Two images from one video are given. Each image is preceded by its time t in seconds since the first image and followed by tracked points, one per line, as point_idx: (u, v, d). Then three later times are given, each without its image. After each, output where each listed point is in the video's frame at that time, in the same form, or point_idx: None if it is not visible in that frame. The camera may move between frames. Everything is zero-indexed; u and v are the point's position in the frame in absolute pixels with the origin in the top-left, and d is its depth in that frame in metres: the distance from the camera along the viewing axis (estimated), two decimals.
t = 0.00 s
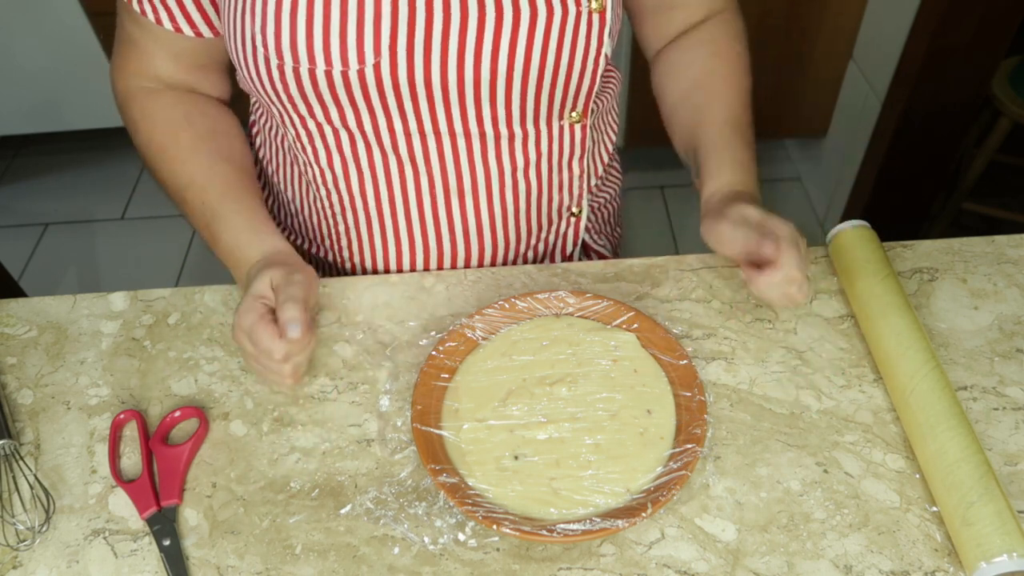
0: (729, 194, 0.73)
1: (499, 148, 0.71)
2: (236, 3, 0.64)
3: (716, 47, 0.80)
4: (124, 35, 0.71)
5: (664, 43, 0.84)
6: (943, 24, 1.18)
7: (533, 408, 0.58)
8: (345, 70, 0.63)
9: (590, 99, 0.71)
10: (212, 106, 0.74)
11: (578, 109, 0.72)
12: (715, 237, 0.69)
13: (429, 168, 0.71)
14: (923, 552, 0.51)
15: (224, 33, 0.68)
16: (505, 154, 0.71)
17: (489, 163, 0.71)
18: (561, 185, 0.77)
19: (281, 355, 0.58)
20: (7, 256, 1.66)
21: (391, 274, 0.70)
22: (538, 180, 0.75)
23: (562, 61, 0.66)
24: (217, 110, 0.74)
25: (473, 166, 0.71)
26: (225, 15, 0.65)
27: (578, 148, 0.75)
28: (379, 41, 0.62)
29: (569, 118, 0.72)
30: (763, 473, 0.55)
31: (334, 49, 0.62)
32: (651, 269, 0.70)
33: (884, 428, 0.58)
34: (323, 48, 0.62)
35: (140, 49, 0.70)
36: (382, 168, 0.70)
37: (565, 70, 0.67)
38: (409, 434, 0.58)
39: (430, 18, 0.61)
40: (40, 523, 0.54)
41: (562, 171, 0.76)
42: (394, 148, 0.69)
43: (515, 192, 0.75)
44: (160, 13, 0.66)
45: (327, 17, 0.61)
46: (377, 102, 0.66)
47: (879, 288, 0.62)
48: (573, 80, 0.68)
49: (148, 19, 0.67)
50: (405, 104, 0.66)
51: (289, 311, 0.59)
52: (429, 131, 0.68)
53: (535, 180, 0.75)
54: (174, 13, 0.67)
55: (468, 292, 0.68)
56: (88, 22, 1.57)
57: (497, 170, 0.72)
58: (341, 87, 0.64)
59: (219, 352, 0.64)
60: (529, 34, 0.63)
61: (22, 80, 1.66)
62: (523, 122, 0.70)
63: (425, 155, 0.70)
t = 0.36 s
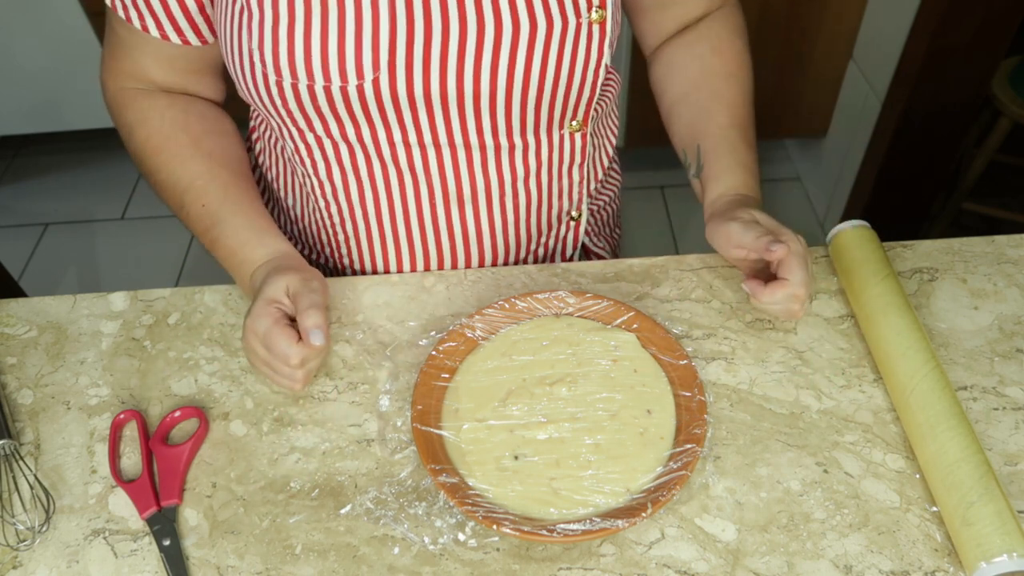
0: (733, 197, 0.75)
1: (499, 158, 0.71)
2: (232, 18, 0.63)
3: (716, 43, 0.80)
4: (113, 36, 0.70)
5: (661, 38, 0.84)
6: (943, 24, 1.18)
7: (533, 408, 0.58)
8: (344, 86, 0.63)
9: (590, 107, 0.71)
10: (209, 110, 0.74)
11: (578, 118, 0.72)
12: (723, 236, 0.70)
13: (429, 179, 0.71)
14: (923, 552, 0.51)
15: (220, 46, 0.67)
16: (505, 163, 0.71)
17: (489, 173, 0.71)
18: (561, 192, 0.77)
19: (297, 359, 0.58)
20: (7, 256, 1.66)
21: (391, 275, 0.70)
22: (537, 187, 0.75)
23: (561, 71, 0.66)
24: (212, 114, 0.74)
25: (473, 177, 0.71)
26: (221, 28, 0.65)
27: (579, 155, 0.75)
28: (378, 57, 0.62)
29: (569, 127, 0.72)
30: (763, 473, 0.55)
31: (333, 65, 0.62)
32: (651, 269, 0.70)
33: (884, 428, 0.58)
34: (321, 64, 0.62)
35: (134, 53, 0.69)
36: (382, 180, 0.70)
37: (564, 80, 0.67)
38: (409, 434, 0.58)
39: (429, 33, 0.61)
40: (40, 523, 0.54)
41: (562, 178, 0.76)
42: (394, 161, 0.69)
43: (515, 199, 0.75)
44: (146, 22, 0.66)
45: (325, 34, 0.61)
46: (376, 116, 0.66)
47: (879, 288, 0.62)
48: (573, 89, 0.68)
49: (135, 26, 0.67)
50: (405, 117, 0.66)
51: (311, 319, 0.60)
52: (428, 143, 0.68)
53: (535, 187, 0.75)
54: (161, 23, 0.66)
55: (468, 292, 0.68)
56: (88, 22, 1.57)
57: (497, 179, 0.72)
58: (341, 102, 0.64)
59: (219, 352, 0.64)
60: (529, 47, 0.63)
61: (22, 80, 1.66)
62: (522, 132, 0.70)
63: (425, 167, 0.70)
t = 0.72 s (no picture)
0: (736, 196, 0.75)
1: (499, 152, 0.71)
2: (230, 13, 0.63)
3: (721, 41, 0.80)
4: (109, 33, 0.69)
5: (667, 35, 0.84)
6: (943, 25, 1.18)
7: (533, 408, 0.58)
8: (343, 80, 0.63)
9: (590, 103, 0.71)
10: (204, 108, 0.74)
11: (578, 112, 0.72)
12: (723, 237, 0.70)
13: (429, 174, 0.70)
14: (923, 552, 0.51)
15: (219, 41, 0.67)
16: (505, 158, 0.71)
17: (489, 168, 0.71)
18: (561, 187, 0.77)
19: (303, 360, 0.58)
20: (7, 256, 1.66)
21: (391, 275, 0.70)
22: (537, 183, 0.75)
23: (562, 66, 0.66)
24: (210, 112, 0.74)
25: (473, 171, 0.71)
26: (219, 23, 0.65)
27: (579, 149, 0.75)
28: (378, 52, 0.62)
29: (569, 122, 0.72)
30: (763, 473, 0.55)
31: (332, 60, 0.62)
32: (651, 269, 0.70)
33: (884, 428, 0.58)
34: (321, 59, 0.62)
35: (134, 51, 0.69)
36: (382, 174, 0.70)
37: (565, 75, 0.67)
38: (409, 434, 0.58)
39: (428, 27, 0.61)
40: (40, 523, 0.54)
41: (562, 173, 0.76)
42: (393, 155, 0.69)
43: (515, 195, 0.75)
44: (139, 13, 0.66)
45: (324, 29, 0.61)
46: (375, 110, 0.65)
47: (879, 288, 0.62)
48: (574, 85, 0.68)
49: (128, 18, 0.66)
50: (405, 113, 0.66)
51: (317, 319, 0.59)
52: (428, 137, 0.68)
53: (536, 182, 0.75)
54: (154, 14, 0.66)
55: (468, 292, 0.68)
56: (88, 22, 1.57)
57: (497, 174, 0.72)
58: (340, 97, 0.64)
59: (219, 352, 0.64)
60: (529, 42, 0.63)
61: (22, 80, 1.66)
62: (522, 126, 0.70)
63: (425, 161, 0.70)
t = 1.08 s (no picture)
0: (738, 194, 0.74)
1: (501, 151, 0.71)
2: (234, 11, 0.63)
3: (719, 41, 0.80)
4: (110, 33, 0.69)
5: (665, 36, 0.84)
6: (942, 25, 1.19)
7: (533, 409, 0.58)
8: (347, 79, 0.63)
9: (591, 102, 0.72)
10: (203, 105, 0.73)
11: (579, 110, 0.72)
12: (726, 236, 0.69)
13: (431, 172, 0.71)
14: (923, 552, 0.51)
15: (221, 38, 0.67)
16: (507, 157, 0.71)
17: (491, 168, 0.71)
18: (562, 186, 0.77)
19: (298, 360, 0.58)
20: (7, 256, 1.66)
21: (391, 275, 0.70)
22: (539, 182, 0.75)
23: (565, 67, 0.66)
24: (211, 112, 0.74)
25: (475, 170, 0.71)
26: (222, 20, 0.65)
27: (580, 148, 0.75)
28: (382, 52, 0.62)
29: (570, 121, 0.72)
30: (763, 473, 0.55)
31: (336, 59, 0.62)
32: (651, 269, 0.70)
33: (884, 428, 0.58)
34: (325, 58, 0.62)
35: (137, 49, 0.69)
36: (384, 173, 0.70)
37: (567, 75, 0.67)
38: (409, 434, 0.58)
39: (433, 27, 0.61)
40: (40, 523, 0.54)
41: (563, 172, 0.76)
42: (396, 153, 0.69)
43: (516, 195, 0.75)
44: (142, 10, 0.66)
45: (329, 28, 0.61)
46: (378, 109, 0.65)
47: (879, 288, 0.62)
48: (576, 85, 0.69)
49: (131, 15, 0.66)
50: (408, 112, 0.66)
51: (313, 320, 0.59)
52: (431, 136, 0.68)
53: (537, 182, 0.75)
54: (158, 11, 0.66)
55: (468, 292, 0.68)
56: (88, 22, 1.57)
57: (499, 173, 0.72)
58: (344, 96, 0.64)
59: (219, 352, 0.64)
60: (533, 43, 0.64)
61: (22, 80, 1.66)
62: (524, 126, 0.70)
63: (427, 160, 0.70)
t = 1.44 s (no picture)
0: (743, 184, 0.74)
1: (501, 156, 0.71)
2: (237, 13, 0.63)
3: (724, 37, 0.80)
4: (108, 30, 0.69)
5: (669, 34, 0.83)
6: (943, 25, 1.18)
7: (533, 409, 0.58)
8: (349, 82, 0.63)
9: (592, 107, 0.72)
10: (197, 105, 0.73)
11: (578, 116, 0.72)
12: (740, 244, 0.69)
13: (431, 176, 0.71)
14: (923, 552, 0.51)
15: (224, 38, 0.67)
16: (507, 162, 0.71)
17: (492, 172, 0.72)
18: (561, 190, 0.77)
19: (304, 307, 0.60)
20: (7, 256, 1.66)
21: (391, 275, 0.70)
22: (539, 188, 0.75)
23: (566, 74, 0.66)
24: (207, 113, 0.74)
25: (475, 174, 0.71)
26: (225, 21, 0.65)
27: (579, 154, 0.75)
28: (385, 56, 0.62)
29: (570, 126, 0.72)
30: (763, 473, 0.55)
31: (339, 62, 0.62)
32: (651, 269, 0.70)
33: (884, 428, 0.58)
34: (328, 61, 0.62)
35: (136, 46, 0.69)
36: (385, 176, 0.70)
37: (569, 82, 0.67)
38: (409, 434, 0.58)
39: (436, 32, 0.61)
40: (40, 523, 0.54)
41: (563, 177, 0.76)
42: (397, 155, 0.69)
43: (516, 200, 0.75)
44: (148, 10, 0.66)
45: (332, 31, 0.61)
46: (380, 112, 0.66)
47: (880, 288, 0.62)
48: (577, 92, 0.69)
49: (136, 15, 0.66)
50: (409, 116, 0.66)
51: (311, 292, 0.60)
52: (432, 140, 0.68)
53: (537, 187, 0.75)
54: (164, 11, 0.66)
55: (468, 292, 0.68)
56: (88, 22, 1.57)
57: (499, 178, 0.72)
58: (346, 99, 0.64)
59: (219, 352, 0.64)
60: (535, 50, 0.64)
61: (23, 80, 1.66)
62: (525, 130, 0.70)
63: (428, 164, 0.70)
